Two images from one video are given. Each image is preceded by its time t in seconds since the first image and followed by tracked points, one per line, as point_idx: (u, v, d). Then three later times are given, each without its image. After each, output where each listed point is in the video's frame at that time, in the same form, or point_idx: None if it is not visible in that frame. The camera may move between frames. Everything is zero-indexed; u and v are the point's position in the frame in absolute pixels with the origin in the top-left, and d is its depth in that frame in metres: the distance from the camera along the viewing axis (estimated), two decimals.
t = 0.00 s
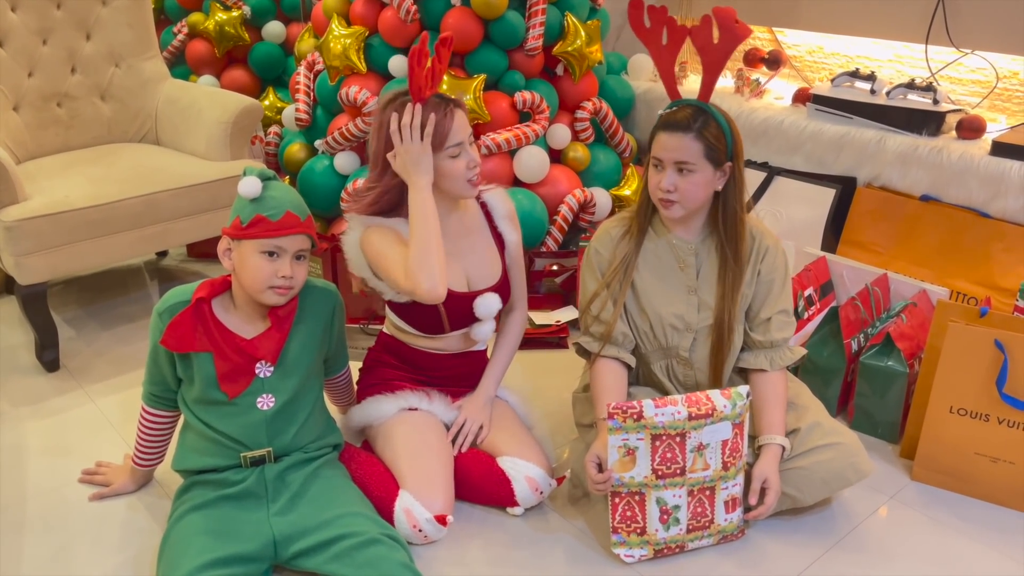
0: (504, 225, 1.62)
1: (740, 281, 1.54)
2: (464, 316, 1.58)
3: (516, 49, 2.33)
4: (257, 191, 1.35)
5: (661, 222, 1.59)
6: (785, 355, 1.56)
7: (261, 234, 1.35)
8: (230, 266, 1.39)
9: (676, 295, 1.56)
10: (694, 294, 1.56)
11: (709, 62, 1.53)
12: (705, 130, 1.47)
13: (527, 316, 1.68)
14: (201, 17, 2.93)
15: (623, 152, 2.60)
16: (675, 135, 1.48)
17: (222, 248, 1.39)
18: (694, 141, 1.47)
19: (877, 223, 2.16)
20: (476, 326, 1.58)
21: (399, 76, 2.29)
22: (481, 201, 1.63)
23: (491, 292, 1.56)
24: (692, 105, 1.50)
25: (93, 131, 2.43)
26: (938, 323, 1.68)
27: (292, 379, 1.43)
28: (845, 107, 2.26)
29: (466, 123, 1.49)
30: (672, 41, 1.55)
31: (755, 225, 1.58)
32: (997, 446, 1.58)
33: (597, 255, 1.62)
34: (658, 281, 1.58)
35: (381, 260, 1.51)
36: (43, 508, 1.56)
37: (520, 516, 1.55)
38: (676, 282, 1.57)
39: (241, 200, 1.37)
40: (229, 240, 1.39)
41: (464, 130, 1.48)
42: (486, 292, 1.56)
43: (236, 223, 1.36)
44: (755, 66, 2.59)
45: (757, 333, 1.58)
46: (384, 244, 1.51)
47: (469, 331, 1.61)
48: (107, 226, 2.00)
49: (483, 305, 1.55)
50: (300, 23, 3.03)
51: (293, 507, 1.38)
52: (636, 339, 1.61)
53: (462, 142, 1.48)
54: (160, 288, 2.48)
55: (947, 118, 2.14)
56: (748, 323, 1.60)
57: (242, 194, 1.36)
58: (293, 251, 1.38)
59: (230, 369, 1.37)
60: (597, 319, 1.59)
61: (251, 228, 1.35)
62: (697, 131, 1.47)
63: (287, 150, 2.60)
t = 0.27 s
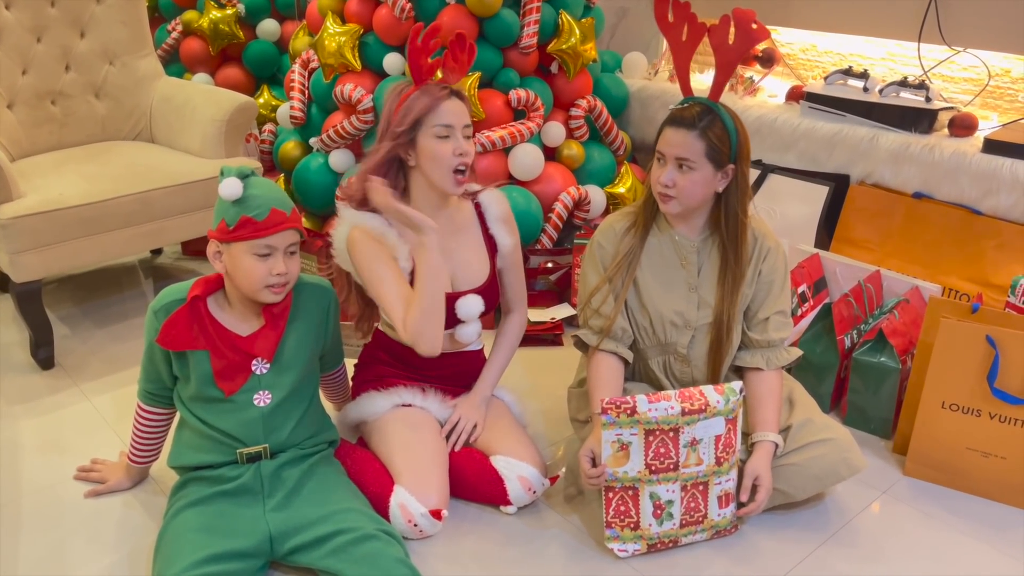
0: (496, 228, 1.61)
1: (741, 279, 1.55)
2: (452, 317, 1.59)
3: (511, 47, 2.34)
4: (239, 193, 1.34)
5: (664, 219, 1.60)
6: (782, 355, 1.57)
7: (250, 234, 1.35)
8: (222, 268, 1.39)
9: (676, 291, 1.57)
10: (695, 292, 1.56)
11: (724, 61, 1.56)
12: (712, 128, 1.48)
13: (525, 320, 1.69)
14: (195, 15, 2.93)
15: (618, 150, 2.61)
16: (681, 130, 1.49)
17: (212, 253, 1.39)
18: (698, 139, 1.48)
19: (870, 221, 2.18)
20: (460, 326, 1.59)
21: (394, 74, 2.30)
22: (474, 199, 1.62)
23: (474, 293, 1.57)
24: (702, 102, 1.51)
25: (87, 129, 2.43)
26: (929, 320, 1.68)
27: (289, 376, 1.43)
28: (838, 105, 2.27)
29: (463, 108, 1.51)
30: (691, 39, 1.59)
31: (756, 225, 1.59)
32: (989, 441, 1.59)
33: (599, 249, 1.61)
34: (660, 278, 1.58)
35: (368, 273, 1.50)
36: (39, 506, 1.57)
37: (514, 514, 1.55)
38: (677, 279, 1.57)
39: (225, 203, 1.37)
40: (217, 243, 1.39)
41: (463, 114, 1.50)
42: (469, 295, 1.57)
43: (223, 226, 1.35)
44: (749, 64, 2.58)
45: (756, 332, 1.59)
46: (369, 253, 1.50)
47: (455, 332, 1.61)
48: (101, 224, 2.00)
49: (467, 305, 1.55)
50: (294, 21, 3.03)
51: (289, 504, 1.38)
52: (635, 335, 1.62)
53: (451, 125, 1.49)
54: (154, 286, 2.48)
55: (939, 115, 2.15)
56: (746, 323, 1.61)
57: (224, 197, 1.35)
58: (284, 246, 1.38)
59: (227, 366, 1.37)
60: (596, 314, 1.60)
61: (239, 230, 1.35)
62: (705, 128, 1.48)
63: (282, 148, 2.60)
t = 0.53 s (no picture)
0: (493, 222, 1.65)
1: (736, 273, 1.57)
2: (445, 309, 1.58)
3: (504, 45, 2.35)
4: (219, 194, 1.32)
5: (659, 215, 1.62)
6: (775, 347, 1.59)
7: (242, 231, 1.35)
8: (215, 273, 1.37)
9: (670, 286, 1.59)
10: (688, 286, 1.58)
11: (715, 56, 1.56)
12: (709, 124, 1.50)
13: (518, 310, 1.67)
14: (188, 13, 2.93)
15: (610, 147, 2.62)
16: (678, 125, 1.50)
17: (199, 260, 1.36)
18: (697, 135, 1.49)
19: (860, 216, 2.20)
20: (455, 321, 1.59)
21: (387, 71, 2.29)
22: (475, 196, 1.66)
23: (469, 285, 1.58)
24: (698, 99, 1.53)
25: (80, 126, 2.43)
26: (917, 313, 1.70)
27: (284, 371, 1.45)
28: (828, 102, 2.29)
29: (445, 103, 1.52)
30: (678, 35, 1.59)
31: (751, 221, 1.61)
32: (976, 433, 1.62)
33: (593, 245, 1.63)
34: (654, 273, 1.60)
35: (369, 265, 1.50)
36: (35, 502, 1.57)
37: (510, 505, 1.57)
38: (671, 274, 1.59)
39: (200, 208, 1.34)
40: (200, 249, 1.36)
41: (444, 109, 1.51)
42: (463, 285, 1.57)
43: (208, 230, 1.33)
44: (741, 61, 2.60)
45: (750, 327, 1.60)
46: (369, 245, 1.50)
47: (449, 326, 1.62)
48: (95, 221, 2.00)
49: (461, 297, 1.55)
50: (287, 19, 3.03)
51: (287, 498, 1.39)
52: (629, 329, 1.63)
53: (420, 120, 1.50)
54: (148, 283, 2.48)
55: (928, 112, 2.17)
56: (740, 318, 1.62)
57: (202, 202, 1.32)
58: (272, 235, 1.40)
59: (225, 365, 1.38)
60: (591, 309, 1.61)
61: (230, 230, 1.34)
62: (702, 124, 1.49)
63: (275, 146, 2.61)
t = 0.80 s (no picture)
0: (490, 214, 1.67)
1: (728, 267, 1.59)
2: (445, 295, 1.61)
3: (496, 43, 2.37)
4: (207, 200, 1.31)
5: (650, 211, 1.64)
6: (766, 340, 1.62)
7: (232, 234, 1.35)
8: (206, 276, 1.37)
9: (663, 281, 1.62)
10: (681, 281, 1.61)
11: (697, 53, 1.59)
12: (694, 120, 1.52)
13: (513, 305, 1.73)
14: (181, 11, 2.94)
15: (602, 144, 2.65)
16: (664, 122, 1.53)
17: (190, 265, 1.35)
18: (683, 131, 1.52)
19: (847, 213, 2.23)
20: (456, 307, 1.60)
21: (381, 69, 2.30)
22: (473, 188, 1.68)
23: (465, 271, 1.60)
24: (681, 95, 1.55)
25: (74, 123, 2.44)
26: (904, 306, 1.74)
27: (281, 364, 1.47)
28: (817, 100, 2.32)
29: (446, 97, 1.54)
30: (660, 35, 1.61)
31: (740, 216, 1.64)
32: (961, 424, 1.65)
33: (587, 239, 1.66)
34: (647, 268, 1.62)
35: (370, 248, 1.53)
36: (34, 495, 1.59)
37: (504, 495, 1.59)
38: (663, 268, 1.62)
39: (189, 213, 1.33)
40: (189, 254, 1.36)
41: (444, 104, 1.53)
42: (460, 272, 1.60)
43: (198, 235, 1.33)
44: (731, 60, 2.63)
45: (741, 320, 1.63)
46: (369, 227, 1.53)
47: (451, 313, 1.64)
48: (90, 217, 2.01)
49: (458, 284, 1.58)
50: (280, 17, 3.04)
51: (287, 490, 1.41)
52: (623, 324, 1.66)
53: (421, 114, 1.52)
54: (142, 280, 2.49)
55: (915, 110, 2.22)
56: (732, 311, 1.65)
57: (190, 208, 1.31)
58: (260, 234, 1.41)
59: (226, 362, 1.39)
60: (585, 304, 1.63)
61: (219, 234, 1.34)
62: (688, 120, 1.52)
63: (270, 143, 2.62)
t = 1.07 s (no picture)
0: (491, 206, 1.70)
1: (724, 262, 1.63)
2: (444, 285, 1.64)
3: (493, 40, 2.39)
4: (209, 193, 1.33)
5: (650, 207, 1.67)
6: (761, 334, 1.66)
7: (233, 228, 1.37)
8: (207, 269, 1.38)
9: (661, 275, 1.65)
10: (679, 275, 1.64)
11: (693, 52, 1.63)
12: (690, 118, 1.55)
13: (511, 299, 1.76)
14: (176, 7, 2.95)
15: (596, 141, 2.67)
16: (661, 121, 1.55)
17: (190, 257, 1.37)
18: (679, 129, 1.55)
19: (838, 209, 2.27)
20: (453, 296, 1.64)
21: (378, 65, 2.33)
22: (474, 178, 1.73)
23: (467, 261, 1.64)
24: (678, 93, 1.58)
25: (72, 118, 2.45)
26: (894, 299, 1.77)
27: (283, 353, 1.49)
28: (808, 97, 2.36)
29: (457, 91, 1.57)
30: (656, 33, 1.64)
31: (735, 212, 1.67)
32: (949, 413, 1.69)
33: (587, 233, 1.68)
34: (645, 262, 1.65)
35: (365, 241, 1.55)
36: (38, 484, 1.61)
37: (503, 482, 1.62)
38: (662, 263, 1.65)
39: (190, 206, 1.34)
40: (190, 246, 1.37)
41: (455, 99, 1.57)
42: (461, 261, 1.63)
43: (200, 228, 1.35)
44: (723, 58, 2.66)
45: (737, 314, 1.66)
46: (365, 222, 1.54)
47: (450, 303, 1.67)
48: (91, 211, 2.03)
49: (461, 272, 1.62)
50: (276, 13, 3.06)
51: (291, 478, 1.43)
52: (622, 317, 1.69)
53: (433, 107, 1.55)
54: (140, 274, 2.50)
55: (903, 108, 2.25)
56: (728, 304, 1.68)
57: (193, 201, 1.32)
58: (260, 228, 1.43)
59: (228, 352, 1.41)
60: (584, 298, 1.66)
61: (221, 228, 1.36)
62: (683, 118, 1.55)
63: (266, 139, 2.63)
